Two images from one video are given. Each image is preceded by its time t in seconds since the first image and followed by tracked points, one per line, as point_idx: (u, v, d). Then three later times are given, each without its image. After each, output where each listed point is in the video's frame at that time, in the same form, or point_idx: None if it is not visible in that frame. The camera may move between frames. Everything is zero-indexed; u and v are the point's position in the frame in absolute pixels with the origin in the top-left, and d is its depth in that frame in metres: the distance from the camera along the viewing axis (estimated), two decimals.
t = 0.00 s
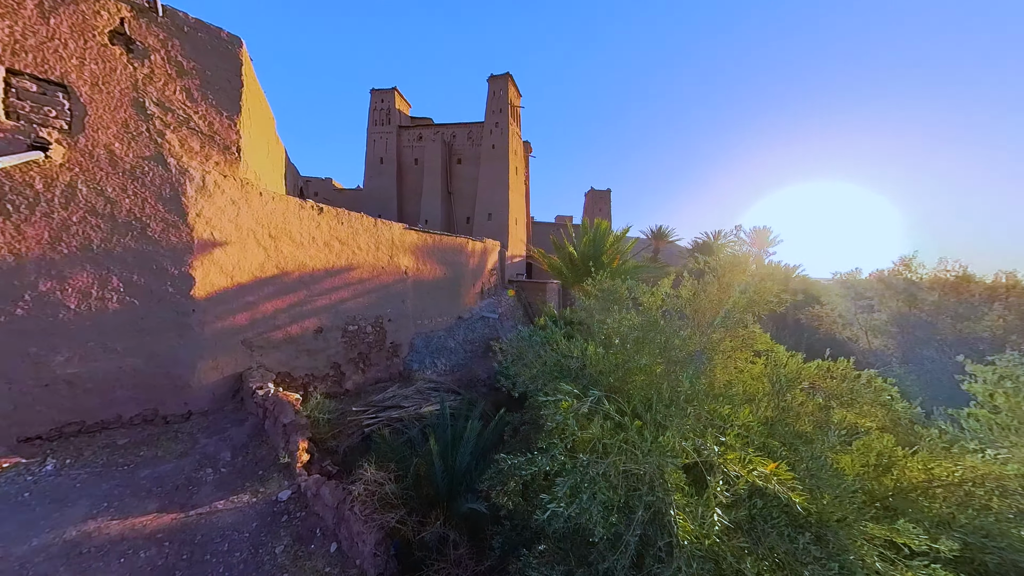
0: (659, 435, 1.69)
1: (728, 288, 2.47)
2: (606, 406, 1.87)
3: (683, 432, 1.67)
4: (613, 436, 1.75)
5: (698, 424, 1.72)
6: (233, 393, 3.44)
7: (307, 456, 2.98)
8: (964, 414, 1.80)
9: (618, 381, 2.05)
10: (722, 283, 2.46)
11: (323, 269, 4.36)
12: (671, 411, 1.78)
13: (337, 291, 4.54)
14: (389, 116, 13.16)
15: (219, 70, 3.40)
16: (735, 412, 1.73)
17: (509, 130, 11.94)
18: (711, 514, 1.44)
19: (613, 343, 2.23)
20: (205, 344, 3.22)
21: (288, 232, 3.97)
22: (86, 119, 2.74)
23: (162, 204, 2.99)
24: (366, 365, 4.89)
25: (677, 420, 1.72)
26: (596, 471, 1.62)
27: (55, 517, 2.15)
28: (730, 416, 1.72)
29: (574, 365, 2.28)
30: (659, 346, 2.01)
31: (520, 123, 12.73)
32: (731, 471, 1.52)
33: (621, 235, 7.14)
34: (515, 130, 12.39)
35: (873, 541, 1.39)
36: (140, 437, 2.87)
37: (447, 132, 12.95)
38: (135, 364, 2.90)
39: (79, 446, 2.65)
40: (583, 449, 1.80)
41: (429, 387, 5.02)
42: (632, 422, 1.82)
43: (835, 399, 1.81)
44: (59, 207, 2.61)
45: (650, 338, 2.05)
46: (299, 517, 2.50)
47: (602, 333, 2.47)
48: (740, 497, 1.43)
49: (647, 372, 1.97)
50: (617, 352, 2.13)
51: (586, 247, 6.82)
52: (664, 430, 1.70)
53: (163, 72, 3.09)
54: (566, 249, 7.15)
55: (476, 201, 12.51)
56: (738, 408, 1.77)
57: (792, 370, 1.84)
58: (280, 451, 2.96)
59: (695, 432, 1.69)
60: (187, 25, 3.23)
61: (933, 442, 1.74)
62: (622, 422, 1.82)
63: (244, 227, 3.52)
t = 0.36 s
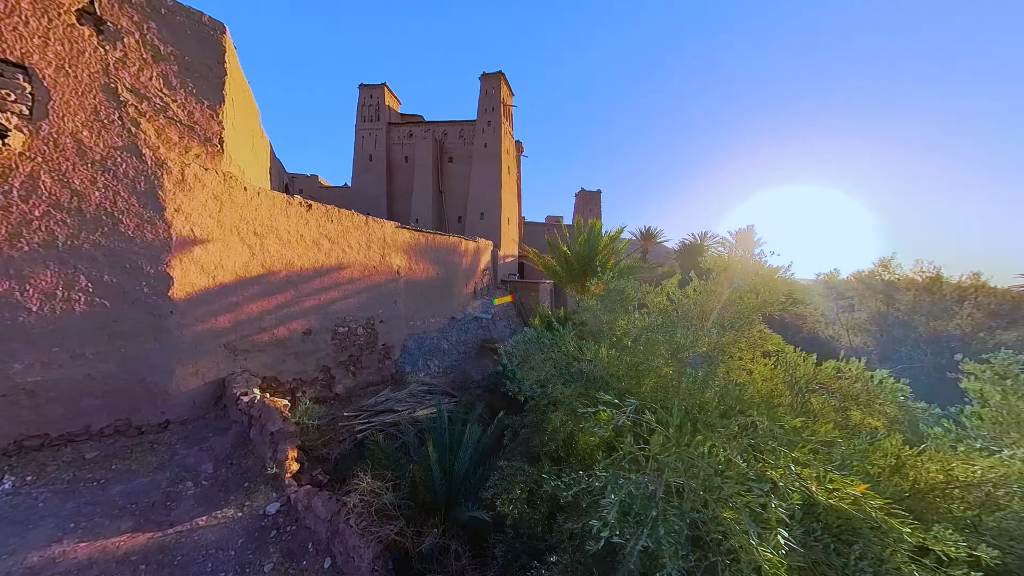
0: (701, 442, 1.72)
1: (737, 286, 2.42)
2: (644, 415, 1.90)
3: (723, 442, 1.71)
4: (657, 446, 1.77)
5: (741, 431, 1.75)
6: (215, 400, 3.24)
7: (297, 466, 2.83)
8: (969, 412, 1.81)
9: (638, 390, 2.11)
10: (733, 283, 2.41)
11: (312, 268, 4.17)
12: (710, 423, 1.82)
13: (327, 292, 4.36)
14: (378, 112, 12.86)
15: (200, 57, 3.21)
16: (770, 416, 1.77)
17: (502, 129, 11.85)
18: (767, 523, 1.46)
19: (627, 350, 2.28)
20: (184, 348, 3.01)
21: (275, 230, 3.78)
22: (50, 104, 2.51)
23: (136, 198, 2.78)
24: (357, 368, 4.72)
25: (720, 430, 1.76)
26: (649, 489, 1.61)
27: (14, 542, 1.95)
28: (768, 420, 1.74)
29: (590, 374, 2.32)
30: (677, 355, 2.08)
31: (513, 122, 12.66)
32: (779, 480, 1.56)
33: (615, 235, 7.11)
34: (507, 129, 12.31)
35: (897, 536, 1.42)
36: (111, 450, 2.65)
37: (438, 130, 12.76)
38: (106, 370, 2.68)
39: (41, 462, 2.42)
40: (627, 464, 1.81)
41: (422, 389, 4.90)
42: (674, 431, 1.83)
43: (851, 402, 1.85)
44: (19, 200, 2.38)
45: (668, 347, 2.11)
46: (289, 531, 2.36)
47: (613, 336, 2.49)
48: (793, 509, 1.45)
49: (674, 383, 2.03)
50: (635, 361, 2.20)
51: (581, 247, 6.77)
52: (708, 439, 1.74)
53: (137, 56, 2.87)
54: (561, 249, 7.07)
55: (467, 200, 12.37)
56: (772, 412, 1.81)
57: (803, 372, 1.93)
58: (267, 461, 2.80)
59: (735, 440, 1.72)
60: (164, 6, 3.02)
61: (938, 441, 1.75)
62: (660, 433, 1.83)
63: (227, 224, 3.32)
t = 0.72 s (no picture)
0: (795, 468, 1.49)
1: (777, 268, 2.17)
2: (723, 439, 1.62)
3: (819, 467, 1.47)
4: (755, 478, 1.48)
5: (860, 453, 1.46)
6: (219, 405, 3.15)
7: (305, 474, 2.75)
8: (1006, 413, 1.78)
9: (678, 402, 1.99)
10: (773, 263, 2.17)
11: (316, 269, 4.07)
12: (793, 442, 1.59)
13: (332, 293, 4.26)
14: (380, 111, 12.76)
15: (204, 52, 3.11)
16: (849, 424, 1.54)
17: (505, 129, 11.77)
18: (917, 575, 1.18)
19: (662, 358, 2.19)
20: (187, 352, 2.92)
21: (279, 230, 3.68)
22: (49, 99, 2.41)
23: (137, 197, 2.68)
24: (362, 371, 4.62)
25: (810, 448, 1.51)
26: (777, 543, 1.32)
27: (11, 558, 1.85)
28: (868, 432, 1.49)
29: (625, 383, 2.12)
30: (712, 357, 1.88)
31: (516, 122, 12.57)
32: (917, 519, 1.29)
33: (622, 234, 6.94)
34: (510, 128, 12.23)
35: (1005, 575, 1.08)
36: (110, 459, 2.55)
37: (440, 129, 12.67)
38: (106, 376, 2.59)
39: (38, 472, 2.32)
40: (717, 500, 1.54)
41: (429, 392, 4.81)
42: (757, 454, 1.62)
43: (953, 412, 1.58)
44: (15, 199, 2.28)
45: (704, 351, 1.91)
46: (297, 544, 2.27)
47: (646, 344, 2.37)
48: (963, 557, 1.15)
49: (719, 390, 1.83)
50: (669, 369, 2.10)
51: (589, 247, 6.56)
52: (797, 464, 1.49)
53: (140, 52, 2.78)
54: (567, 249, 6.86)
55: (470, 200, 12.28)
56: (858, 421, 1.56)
57: (846, 378, 1.67)
58: (274, 468, 2.71)
59: (831, 465, 1.48)
60: None
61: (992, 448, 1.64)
62: (741, 458, 1.60)
63: (232, 224, 3.24)
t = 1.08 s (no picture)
0: (894, 498, 1.29)
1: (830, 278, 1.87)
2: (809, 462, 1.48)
3: (921, 495, 1.27)
4: (856, 509, 1.32)
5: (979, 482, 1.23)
6: (250, 404, 3.24)
7: (333, 472, 2.80)
8: None
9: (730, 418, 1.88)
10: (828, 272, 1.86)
11: (340, 271, 4.15)
12: (873, 463, 1.42)
13: (354, 294, 4.33)
14: (396, 113, 12.94)
15: (237, 60, 3.21)
16: (938, 457, 1.34)
17: (520, 129, 11.74)
18: None
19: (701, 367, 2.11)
20: (221, 352, 3.02)
21: (306, 233, 3.76)
22: (96, 110, 2.52)
23: (176, 202, 2.79)
24: (384, 371, 4.69)
25: (904, 473, 1.32)
26: None
27: (66, 548, 1.95)
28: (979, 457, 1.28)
29: (668, 395, 2.01)
30: (759, 370, 1.79)
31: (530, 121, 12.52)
32: None
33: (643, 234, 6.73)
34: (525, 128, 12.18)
35: None
36: (151, 454, 2.66)
37: (455, 130, 12.75)
38: (148, 374, 2.70)
39: (87, 466, 2.44)
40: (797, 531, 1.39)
41: (448, 393, 4.84)
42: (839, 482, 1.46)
43: None
44: (67, 206, 2.40)
45: (752, 363, 1.83)
46: (328, 542, 2.30)
47: (691, 352, 2.32)
48: None
49: (765, 404, 1.74)
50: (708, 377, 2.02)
51: (608, 248, 6.39)
52: (891, 491, 1.31)
53: (178, 62, 2.89)
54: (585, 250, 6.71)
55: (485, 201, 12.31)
56: (953, 443, 1.34)
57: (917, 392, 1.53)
58: (303, 467, 2.77)
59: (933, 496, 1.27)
60: (203, 10, 3.03)
61: None
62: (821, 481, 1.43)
63: (262, 227, 3.33)
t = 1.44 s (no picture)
0: None
1: (919, 284, 1.60)
2: (931, 498, 1.26)
3: None
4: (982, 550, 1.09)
5: None
6: (304, 398, 3.49)
7: (379, 466, 2.95)
8: None
9: (806, 436, 1.72)
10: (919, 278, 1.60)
11: (382, 273, 4.35)
12: (990, 498, 1.17)
13: (394, 296, 4.52)
14: (428, 119, 13.35)
15: (293, 79, 3.46)
16: None
17: (549, 129, 11.66)
18: None
19: (766, 380, 1.98)
20: (280, 350, 3.28)
21: (352, 238, 3.98)
22: (180, 132, 2.84)
23: (243, 212, 3.06)
24: (421, 370, 4.85)
25: None
26: None
27: (159, 521, 2.21)
28: None
29: (727, 409, 1.92)
30: (831, 386, 1.64)
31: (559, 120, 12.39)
32: None
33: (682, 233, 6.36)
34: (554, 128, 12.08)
35: None
36: (223, 440, 2.94)
37: (485, 133, 12.91)
38: (221, 368, 2.99)
39: (173, 448, 2.74)
40: None
41: (482, 393, 4.91)
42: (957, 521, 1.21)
43: None
44: (157, 218, 2.73)
45: (822, 377, 1.67)
46: (378, 533, 2.42)
47: (751, 363, 2.16)
48: None
49: (839, 422, 1.60)
50: (774, 391, 1.89)
51: (643, 248, 6.11)
52: None
53: (245, 84, 3.17)
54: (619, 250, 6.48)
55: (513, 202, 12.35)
56: None
57: None
58: (354, 458, 2.95)
59: None
60: (265, 35, 3.30)
61: None
62: (925, 515, 1.21)
63: (315, 233, 3.57)
